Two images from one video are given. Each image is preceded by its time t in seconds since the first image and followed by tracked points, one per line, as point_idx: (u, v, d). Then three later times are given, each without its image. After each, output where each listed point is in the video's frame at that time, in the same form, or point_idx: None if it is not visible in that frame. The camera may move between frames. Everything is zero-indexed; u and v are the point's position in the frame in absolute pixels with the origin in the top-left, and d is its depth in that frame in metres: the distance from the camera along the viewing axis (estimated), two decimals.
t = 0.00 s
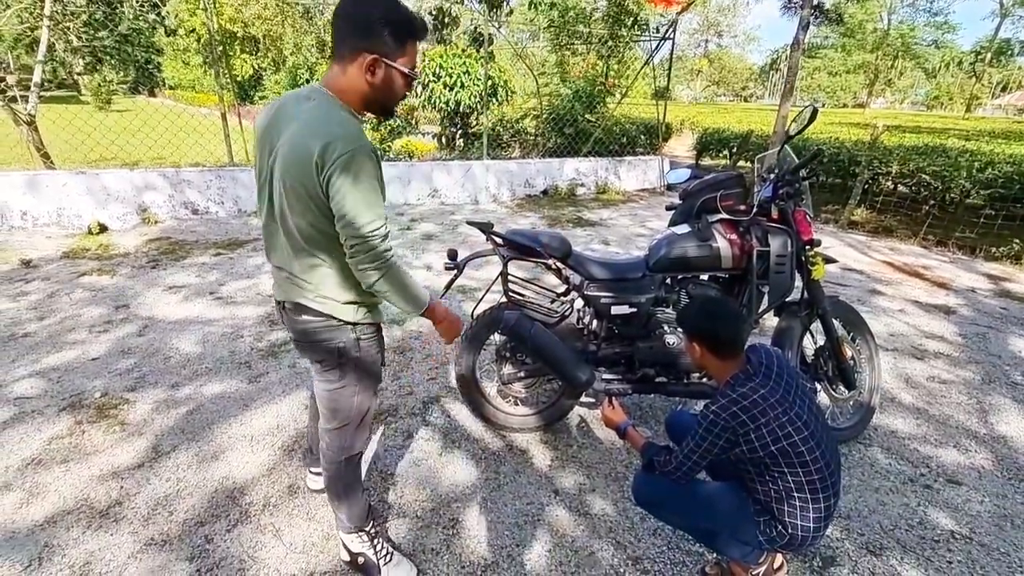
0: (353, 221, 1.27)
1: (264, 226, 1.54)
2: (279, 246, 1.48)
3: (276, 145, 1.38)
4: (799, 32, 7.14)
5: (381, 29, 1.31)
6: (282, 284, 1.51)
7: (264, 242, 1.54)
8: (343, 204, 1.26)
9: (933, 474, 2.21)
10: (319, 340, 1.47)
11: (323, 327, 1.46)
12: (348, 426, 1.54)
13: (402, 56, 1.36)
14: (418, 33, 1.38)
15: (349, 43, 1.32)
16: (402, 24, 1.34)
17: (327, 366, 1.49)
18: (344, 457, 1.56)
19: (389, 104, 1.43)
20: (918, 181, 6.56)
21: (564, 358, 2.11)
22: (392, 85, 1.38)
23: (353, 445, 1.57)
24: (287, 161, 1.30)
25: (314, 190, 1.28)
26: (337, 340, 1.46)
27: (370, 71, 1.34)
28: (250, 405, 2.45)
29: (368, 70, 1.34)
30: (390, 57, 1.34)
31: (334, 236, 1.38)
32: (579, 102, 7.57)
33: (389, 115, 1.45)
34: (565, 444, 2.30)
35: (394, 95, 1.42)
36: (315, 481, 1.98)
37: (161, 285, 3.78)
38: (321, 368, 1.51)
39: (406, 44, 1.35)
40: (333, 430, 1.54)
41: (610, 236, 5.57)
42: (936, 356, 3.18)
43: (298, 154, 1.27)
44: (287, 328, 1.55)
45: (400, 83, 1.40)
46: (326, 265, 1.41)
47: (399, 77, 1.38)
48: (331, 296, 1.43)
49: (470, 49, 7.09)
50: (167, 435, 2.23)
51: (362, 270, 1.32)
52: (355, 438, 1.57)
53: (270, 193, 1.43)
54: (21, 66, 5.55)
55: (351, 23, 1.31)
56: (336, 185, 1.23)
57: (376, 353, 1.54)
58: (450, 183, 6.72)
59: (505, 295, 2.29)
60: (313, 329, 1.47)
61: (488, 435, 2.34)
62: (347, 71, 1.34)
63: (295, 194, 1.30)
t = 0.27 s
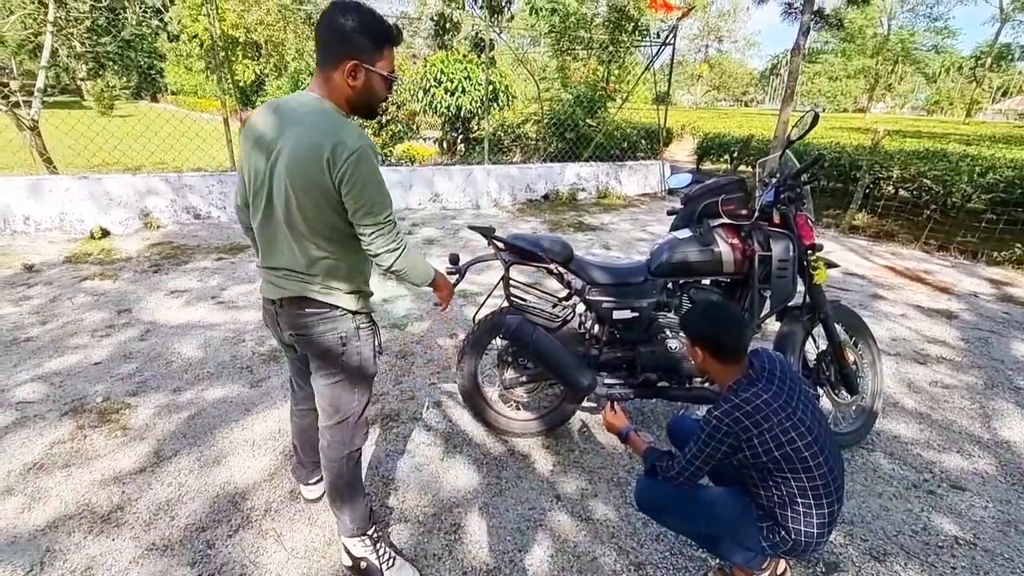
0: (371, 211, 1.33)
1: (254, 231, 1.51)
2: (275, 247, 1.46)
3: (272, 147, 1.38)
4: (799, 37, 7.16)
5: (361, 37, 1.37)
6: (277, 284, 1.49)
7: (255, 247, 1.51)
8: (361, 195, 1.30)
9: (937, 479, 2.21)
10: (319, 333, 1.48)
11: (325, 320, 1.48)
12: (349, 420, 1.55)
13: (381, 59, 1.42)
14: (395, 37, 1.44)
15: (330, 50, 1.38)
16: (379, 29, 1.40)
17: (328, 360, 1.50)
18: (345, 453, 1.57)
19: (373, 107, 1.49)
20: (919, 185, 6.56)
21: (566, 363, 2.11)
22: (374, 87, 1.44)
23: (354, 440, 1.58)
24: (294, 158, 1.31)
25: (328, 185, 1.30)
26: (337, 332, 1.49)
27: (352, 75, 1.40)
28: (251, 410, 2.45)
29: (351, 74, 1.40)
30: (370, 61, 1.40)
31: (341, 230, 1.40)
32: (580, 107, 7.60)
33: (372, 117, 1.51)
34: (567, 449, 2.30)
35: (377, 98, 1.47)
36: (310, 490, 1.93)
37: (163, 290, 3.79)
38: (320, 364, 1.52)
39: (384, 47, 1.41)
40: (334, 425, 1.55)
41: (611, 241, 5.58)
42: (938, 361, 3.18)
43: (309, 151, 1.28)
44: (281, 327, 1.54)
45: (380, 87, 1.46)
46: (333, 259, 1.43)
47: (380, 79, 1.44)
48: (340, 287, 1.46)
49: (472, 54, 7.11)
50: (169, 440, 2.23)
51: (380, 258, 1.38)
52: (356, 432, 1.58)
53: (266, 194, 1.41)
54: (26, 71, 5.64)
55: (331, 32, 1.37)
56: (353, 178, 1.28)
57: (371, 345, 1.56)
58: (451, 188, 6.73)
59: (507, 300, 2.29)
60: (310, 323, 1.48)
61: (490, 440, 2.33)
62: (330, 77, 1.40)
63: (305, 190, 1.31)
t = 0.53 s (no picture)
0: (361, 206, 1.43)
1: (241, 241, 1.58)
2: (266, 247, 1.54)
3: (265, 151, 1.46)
4: (800, 49, 7.19)
5: (327, 51, 1.50)
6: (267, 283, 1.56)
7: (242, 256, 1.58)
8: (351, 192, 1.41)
9: (950, 496, 2.16)
10: (314, 325, 1.54)
11: (317, 314, 1.54)
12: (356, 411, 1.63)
13: (348, 72, 1.54)
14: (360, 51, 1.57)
15: (300, 65, 1.50)
16: (344, 43, 1.53)
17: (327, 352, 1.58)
18: (359, 443, 1.64)
19: (342, 118, 1.61)
20: (922, 196, 6.54)
21: (571, 376, 2.08)
22: (342, 97, 1.56)
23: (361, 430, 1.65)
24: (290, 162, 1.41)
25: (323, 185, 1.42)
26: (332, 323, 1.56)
27: (321, 86, 1.52)
28: (250, 424, 2.41)
29: (321, 87, 1.52)
30: (337, 73, 1.52)
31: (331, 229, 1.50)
32: (581, 118, 7.61)
33: (342, 128, 1.62)
34: (571, 465, 2.25)
35: (346, 108, 1.59)
36: (309, 508, 1.90)
37: (162, 301, 3.76)
38: (317, 357, 1.58)
39: (350, 60, 1.53)
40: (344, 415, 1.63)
41: (613, 252, 5.55)
42: (947, 374, 3.13)
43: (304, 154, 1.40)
44: (275, 326, 1.59)
45: (348, 96, 1.58)
46: (319, 259, 1.51)
47: (347, 90, 1.56)
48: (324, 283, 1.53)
49: (473, 66, 7.14)
50: (165, 455, 2.19)
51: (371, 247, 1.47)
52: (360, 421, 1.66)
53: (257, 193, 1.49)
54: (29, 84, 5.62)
55: (301, 47, 1.50)
56: (339, 175, 1.39)
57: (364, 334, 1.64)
58: (452, 199, 6.71)
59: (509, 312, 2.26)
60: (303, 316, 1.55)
61: (493, 455, 2.28)
62: (301, 89, 1.52)
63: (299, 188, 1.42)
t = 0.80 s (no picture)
0: (363, 210, 1.51)
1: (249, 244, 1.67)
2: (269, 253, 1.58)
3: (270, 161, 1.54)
4: (800, 66, 7.22)
5: (327, 70, 1.53)
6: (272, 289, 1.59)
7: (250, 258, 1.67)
8: (354, 200, 1.49)
9: (972, 523, 2.09)
10: (335, 328, 1.61)
11: (333, 315, 1.61)
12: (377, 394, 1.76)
13: (348, 87, 1.58)
14: (361, 68, 1.60)
15: (303, 80, 1.54)
16: (346, 61, 1.57)
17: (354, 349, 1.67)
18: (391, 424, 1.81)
19: (342, 131, 1.65)
20: (925, 213, 6.51)
21: (580, 398, 2.02)
22: (343, 112, 1.60)
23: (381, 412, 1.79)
24: (296, 175, 1.49)
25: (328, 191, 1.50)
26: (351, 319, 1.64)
27: (322, 100, 1.55)
28: (250, 447, 2.35)
29: (322, 103, 1.56)
30: (338, 88, 1.56)
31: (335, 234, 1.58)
32: (582, 135, 7.62)
33: (342, 140, 1.67)
34: (580, 489, 2.19)
35: (345, 123, 1.63)
36: (310, 536, 1.83)
37: (161, 318, 3.71)
38: (342, 356, 1.66)
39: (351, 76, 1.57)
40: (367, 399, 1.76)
41: (617, 268, 5.51)
42: (960, 394, 3.07)
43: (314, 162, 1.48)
44: (292, 337, 1.61)
45: (347, 113, 1.61)
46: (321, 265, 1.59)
47: (348, 105, 1.59)
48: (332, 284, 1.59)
49: (476, 83, 7.16)
50: (162, 480, 2.12)
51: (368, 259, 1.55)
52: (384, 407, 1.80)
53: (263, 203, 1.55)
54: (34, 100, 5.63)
55: (304, 63, 1.53)
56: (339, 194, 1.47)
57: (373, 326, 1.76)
58: (454, 214, 6.69)
59: (517, 332, 2.21)
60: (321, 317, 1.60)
61: (499, 479, 2.22)
62: (302, 103, 1.55)
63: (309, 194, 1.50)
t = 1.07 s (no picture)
0: (366, 248, 1.54)
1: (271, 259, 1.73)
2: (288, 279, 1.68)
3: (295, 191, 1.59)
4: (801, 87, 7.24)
5: (349, 101, 1.63)
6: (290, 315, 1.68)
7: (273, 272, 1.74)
8: (359, 234, 1.53)
9: (1000, 557, 2.00)
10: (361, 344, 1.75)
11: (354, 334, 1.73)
12: (380, 400, 1.96)
13: (367, 117, 1.67)
14: (380, 99, 1.70)
15: (326, 111, 1.64)
16: (366, 94, 1.67)
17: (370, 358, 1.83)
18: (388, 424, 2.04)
19: (360, 159, 1.73)
20: (929, 232, 6.47)
21: (592, 428, 1.95)
22: (361, 140, 1.69)
23: (382, 414, 2.01)
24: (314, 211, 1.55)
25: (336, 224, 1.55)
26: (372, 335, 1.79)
27: (342, 129, 1.65)
28: (247, 476, 2.26)
29: (341, 130, 1.64)
30: (357, 117, 1.65)
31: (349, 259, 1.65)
32: (584, 154, 7.61)
33: (361, 167, 1.75)
34: (591, 522, 2.10)
35: (364, 151, 1.72)
36: (310, 571, 1.77)
37: (159, 340, 3.64)
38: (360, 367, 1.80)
39: (370, 106, 1.66)
40: (370, 405, 1.95)
41: (621, 288, 5.45)
42: (979, 419, 3.00)
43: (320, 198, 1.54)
44: (319, 355, 1.69)
45: (366, 141, 1.70)
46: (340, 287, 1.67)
47: (366, 133, 1.69)
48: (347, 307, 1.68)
49: (478, 103, 7.17)
50: (155, 512, 2.04)
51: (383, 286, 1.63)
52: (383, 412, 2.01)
53: (283, 238, 1.64)
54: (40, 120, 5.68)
55: (327, 95, 1.64)
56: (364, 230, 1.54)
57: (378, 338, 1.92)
58: (456, 233, 6.65)
59: (524, 357, 2.14)
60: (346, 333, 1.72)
61: (506, 511, 2.14)
62: (324, 132, 1.65)
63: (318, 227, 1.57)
